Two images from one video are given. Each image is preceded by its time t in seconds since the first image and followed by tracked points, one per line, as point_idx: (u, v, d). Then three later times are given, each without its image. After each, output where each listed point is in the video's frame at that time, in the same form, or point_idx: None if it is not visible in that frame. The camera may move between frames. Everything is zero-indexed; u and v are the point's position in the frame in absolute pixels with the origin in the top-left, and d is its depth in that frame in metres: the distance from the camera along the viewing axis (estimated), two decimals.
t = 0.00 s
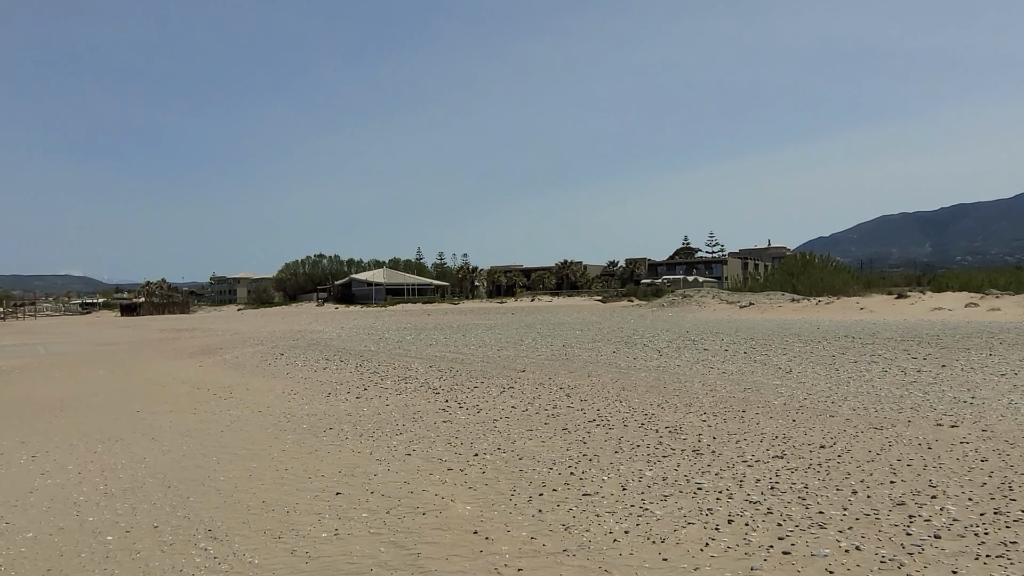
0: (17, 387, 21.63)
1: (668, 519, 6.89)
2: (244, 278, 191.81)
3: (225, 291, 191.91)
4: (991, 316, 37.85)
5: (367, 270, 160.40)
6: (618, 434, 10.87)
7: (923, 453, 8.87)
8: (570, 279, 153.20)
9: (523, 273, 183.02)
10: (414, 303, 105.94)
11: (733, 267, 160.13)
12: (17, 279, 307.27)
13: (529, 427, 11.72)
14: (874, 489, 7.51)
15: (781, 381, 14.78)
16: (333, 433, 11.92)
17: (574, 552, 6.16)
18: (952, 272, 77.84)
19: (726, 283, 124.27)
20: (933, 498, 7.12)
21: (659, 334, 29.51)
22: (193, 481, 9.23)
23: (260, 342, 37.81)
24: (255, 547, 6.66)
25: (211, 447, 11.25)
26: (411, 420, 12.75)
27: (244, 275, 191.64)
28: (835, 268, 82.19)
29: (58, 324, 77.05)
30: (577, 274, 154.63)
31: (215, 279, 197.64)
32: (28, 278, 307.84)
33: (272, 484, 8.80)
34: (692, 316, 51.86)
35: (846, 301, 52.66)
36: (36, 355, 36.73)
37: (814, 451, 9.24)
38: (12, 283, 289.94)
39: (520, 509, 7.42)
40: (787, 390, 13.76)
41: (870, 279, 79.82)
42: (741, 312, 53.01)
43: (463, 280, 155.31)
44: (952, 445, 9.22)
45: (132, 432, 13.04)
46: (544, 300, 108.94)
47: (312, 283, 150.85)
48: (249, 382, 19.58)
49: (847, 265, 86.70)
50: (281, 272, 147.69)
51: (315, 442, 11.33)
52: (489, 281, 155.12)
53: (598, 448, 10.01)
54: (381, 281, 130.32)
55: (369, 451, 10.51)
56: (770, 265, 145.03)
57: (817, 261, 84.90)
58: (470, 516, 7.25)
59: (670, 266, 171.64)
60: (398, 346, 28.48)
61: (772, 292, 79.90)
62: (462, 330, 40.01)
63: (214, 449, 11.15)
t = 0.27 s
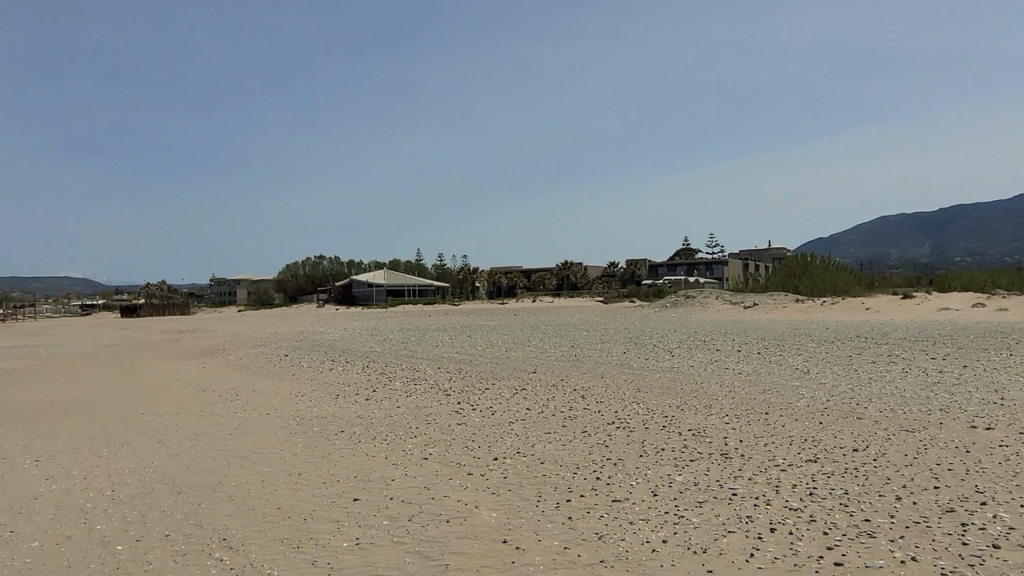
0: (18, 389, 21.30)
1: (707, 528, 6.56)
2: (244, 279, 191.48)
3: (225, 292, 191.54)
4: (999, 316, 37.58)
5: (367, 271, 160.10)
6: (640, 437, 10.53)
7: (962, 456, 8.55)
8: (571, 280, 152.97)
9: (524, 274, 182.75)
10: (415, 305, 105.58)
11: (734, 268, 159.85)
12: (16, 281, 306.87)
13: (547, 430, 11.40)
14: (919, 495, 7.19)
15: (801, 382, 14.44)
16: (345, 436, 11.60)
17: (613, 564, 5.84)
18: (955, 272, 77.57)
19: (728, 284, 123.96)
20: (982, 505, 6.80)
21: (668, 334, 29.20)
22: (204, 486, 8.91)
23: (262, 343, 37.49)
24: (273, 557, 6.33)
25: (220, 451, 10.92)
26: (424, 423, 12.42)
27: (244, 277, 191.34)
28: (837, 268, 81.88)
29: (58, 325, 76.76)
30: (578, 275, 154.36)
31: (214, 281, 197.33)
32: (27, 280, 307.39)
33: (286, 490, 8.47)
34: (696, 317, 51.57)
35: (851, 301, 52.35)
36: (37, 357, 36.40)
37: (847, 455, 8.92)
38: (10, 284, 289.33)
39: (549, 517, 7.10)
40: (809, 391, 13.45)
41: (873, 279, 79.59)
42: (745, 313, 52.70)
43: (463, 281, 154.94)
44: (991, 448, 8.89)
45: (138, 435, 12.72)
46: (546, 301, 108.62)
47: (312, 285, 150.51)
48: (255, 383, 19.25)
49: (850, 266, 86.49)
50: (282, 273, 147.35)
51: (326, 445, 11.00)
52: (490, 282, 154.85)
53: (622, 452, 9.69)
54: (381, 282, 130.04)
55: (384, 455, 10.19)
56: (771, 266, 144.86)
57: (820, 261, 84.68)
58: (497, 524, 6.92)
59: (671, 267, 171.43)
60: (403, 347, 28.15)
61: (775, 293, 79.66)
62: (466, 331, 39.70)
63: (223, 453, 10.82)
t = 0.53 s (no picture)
0: (22, 392, 21.00)
1: (753, 543, 6.21)
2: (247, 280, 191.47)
3: (227, 293, 191.51)
4: (1013, 318, 37.20)
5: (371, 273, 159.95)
6: (667, 444, 10.18)
7: (1009, 466, 8.18)
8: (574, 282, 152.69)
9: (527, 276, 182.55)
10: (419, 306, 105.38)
11: (738, 269, 159.31)
12: (19, 282, 307.23)
13: (569, 437, 11.06)
14: (972, 508, 6.83)
15: (825, 387, 14.08)
16: (360, 442, 11.26)
17: None
18: (963, 273, 77.09)
19: (732, 286, 123.48)
20: None
21: (680, 337, 28.88)
22: (217, 495, 8.59)
23: (268, 345, 37.20)
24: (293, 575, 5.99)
25: (232, 458, 10.59)
26: (441, 428, 12.09)
27: (246, 278, 191.38)
28: (843, 270, 81.42)
29: (61, 326, 76.67)
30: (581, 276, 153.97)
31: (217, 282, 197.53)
32: (30, 281, 307.38)
33: (304, 501, 8.14)
34: (704, 318, 51.23)
35: (860, 302, 51.92)
36: (41, 359, 36.17)
37: (888, 464, 8.55)
38: (14, 286, 289.98)
39: (583, 530, 6.75)
40: (838, 396, 13.05)
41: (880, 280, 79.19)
42: (753, 314, 52.32)
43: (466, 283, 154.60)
44: None
45: (146, 440, 12.40)
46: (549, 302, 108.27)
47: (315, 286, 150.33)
48: (263, 387, 18.94)
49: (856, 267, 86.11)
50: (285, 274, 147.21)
51: (342, 452, 10.67)
52: (493, 284, 154.63)
53: (650, 460, 9.33)
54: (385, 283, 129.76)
55: (403, 462, 9.87)
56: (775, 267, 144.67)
57: (826, 263, 84.36)
58: (527, 538, 6.58)
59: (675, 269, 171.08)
60: (411, 349, 27.82)
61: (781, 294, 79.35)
62: (474, 333, 39.38)
63: (234, 460, 10.49)
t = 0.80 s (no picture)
0: (25, 395, 20.69)
1: (801, 558, 5.89)
2: (248, 282, 191.21)
3: (229, 295, 191.23)
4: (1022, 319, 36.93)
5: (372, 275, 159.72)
6: (694, 450, 9.86)
7: None
8: (576, 283, 152.41)
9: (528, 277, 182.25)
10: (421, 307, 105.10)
11: (740, 271, 158.88)
12: (20, 284, 307.12)
13: (590, 443, 10.75)
14: None
15: (848, 391, 13.75)
16: (374, 449, 10.95)
17: None
18: (968, 274, 76.70)
19: (735, 287, 122.97)
20: None
21: (689, 339, 28.58)
22: (232, 505, 8.29)
23: (272, 347, 36.91)
24: None
25: (244, 464, 10.28)
26: (457, 434, 11.77)
27: (248, 280, 191.12)
28: (847, 272, 81.02)
29: (63, 328, 76.39)
30: (583, 278, 153.64)
31: (218, 284, 197.32)
32: (31, 284, 307.19)
33: (321, 512, 7.83)
34: (709, 319, 50.92)
35: (867, 304, 51.54)
36: (44, 361, 35.88)
37: (928, 472, 8.23)
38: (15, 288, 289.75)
39: (619, 543, 6.43)
40: (863, 400, 12.73)
41: (884, 281, 78.92)
42: (759, 317, 51.93)
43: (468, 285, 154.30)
44: None
45: (155, 446, 12.09)
46: (552, 304, 107.96)
47: (317, 288, 150.11)
48: (271, 390, 18.62)
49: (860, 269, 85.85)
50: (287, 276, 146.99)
51: (357, 459, 10.36)
52: (495, 285, 154.37)
53: (679, 468, 9.01)
54: (387, 285, 129.46)
55: (421, 470, 9.57)
56: (777, 269, 144.39)
57: (830, 264, 84.09)
58: (561, 552, 6.27)
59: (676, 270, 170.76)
60: (418, 352, 27.49)
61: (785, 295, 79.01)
62: (480, 334, 39.07)
63: (247, 466, 10.19)
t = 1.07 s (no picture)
0: (26, 397, 20.34)
1: (853, 571, 5.58)
2: (246, 283, 190.71)
3: (226, 296, 190.64)
4: None
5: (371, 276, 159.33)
6: (719, 455, 9.54)
7: None
8: (575, 285, 152.19)
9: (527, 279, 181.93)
10: (420, 309, 104.69)
11: (739, 273, 158.64)
12: (17, 285, 306.26)
13: (611, 446, 10.44)
14: None
15: (870, 394, 13.45)
16: (388, 453, 10.61)
17: None
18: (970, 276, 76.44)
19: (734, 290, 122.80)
20: None
21: (696, 340, 28.30)
22: (245, 512, 7.97)
23: (272, 349, 36.54)
24: None
25: (254, 469, 9.96)
26: (472, 438, 11.44)
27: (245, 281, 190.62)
28: (848, 274, 80.72)
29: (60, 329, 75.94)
30: (581, 280, 153.39)
31: (216, 285, 196.80)
32: (28, 284, 306.06)
33: (339, 519, 7.52)
34: (712, 321, 50.64)
35: (871, 306, 51.21)
36: (42, 362, 35.49)
37: (968, 479, 7.94)
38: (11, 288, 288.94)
39: (658, 554, 6.12)
40: (886, 404, 12.44)
41: (885, 283, 78.78)
42: (761, 319, 51.55)
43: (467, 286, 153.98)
44: None
45: (160, 449, 11.75)
46: (551, 305, 107.60)
47: (316, 289, 149.69)
48: (275, 392, 18.29)
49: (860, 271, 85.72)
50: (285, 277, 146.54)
51: (371, 463, 10.04)
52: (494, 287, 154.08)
53: (707, 473, 8.70)
54: (386, 286, 129.07)
55: (439, 475, 9.25)
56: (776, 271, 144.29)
57: (830, 266, 83.96)
58: (597, 564, 5.96)
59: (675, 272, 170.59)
60: (422, 353, 27.14)
61: (786, 297, 78.73)
62: (483, 336, 38.74)
63: (258, 471, 9.86)
